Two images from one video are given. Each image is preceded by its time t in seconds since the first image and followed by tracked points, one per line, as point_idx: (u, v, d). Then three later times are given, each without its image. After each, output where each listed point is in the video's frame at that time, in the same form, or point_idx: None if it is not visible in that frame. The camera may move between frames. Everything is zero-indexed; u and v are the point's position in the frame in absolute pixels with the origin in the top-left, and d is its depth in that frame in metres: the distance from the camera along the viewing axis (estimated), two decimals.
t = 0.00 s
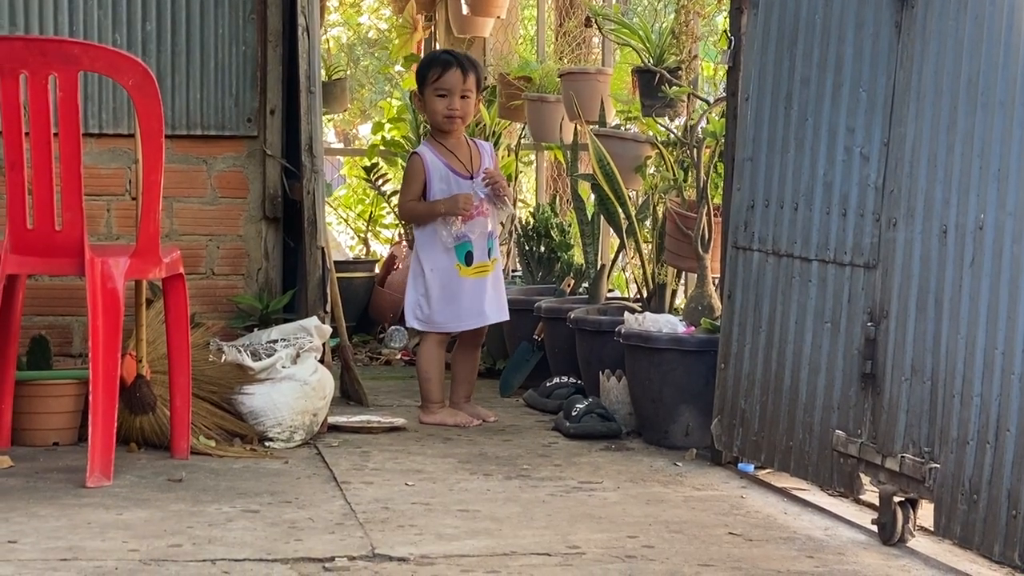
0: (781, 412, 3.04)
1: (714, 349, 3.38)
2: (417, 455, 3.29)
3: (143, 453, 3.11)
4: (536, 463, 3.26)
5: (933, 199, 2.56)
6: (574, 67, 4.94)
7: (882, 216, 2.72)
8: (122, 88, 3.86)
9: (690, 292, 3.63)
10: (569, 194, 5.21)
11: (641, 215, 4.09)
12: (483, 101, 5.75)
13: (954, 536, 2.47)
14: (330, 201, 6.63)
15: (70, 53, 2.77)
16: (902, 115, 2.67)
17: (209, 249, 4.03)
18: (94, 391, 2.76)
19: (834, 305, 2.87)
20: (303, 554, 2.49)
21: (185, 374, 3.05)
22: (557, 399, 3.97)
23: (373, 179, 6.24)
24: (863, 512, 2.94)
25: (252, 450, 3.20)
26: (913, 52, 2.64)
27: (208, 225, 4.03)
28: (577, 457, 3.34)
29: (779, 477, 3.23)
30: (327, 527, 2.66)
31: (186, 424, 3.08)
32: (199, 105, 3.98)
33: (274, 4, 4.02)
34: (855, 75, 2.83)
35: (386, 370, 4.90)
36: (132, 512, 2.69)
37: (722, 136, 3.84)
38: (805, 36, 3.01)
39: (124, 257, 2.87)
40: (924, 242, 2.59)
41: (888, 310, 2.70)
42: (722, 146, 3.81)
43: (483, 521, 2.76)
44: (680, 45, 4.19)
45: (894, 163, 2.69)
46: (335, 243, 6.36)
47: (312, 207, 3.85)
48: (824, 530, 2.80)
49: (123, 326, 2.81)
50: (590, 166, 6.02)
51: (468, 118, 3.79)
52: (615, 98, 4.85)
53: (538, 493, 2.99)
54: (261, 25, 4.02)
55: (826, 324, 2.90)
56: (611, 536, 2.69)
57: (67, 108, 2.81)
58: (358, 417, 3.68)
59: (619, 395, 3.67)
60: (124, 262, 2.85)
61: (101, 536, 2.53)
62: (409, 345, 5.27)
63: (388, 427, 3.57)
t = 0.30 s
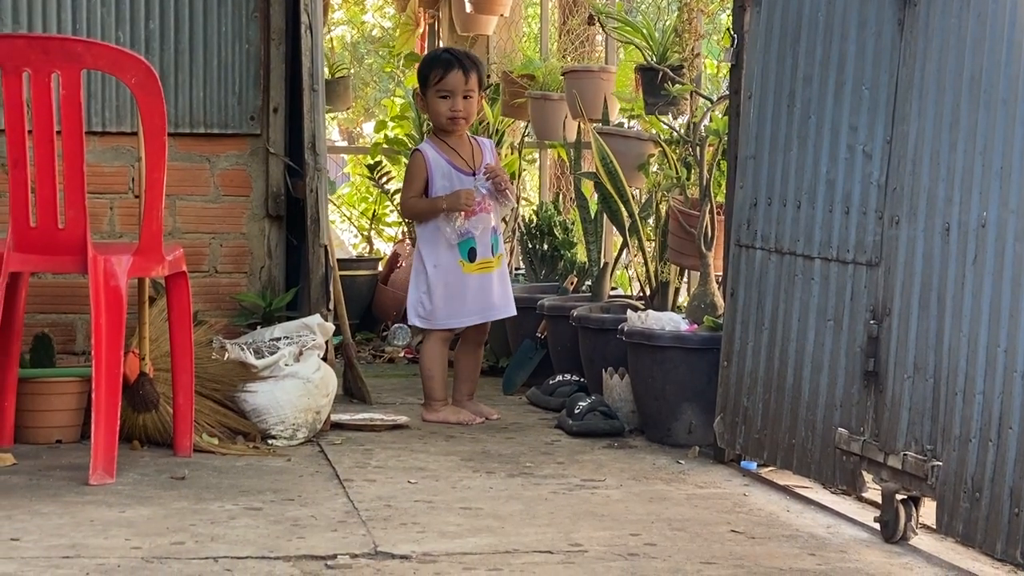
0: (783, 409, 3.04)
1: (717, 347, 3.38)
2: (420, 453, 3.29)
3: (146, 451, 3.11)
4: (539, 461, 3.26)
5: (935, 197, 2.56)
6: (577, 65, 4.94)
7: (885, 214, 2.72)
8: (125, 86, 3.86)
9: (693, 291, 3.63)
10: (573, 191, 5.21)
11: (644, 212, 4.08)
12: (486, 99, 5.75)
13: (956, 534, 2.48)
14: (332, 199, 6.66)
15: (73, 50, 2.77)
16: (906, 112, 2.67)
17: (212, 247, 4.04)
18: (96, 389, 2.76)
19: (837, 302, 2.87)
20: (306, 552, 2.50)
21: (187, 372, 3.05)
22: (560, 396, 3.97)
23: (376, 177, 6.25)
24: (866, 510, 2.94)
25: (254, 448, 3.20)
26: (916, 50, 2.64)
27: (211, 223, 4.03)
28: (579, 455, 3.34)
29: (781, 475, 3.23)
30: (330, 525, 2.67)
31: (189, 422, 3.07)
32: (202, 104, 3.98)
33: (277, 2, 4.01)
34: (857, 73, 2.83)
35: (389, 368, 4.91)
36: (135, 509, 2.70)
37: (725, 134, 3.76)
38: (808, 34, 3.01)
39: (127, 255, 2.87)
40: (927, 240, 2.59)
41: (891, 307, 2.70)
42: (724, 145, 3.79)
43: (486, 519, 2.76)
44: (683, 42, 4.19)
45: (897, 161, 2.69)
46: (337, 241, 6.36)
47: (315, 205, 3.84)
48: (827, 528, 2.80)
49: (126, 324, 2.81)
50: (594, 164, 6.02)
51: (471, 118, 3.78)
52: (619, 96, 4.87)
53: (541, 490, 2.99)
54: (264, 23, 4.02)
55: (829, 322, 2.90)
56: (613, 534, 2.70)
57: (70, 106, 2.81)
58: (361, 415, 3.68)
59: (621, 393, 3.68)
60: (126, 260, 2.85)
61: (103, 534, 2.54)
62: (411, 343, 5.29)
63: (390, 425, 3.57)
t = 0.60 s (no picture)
0: (787, 406, 3.04)
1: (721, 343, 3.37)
2: (424, 449, 3.30)
3: (150, 447, 3.11)
4: (543, 457, 3.26)
5: (940, 193, 2.56)
6: (581, 61, 4.94)
7: (889, 210, 2.72)
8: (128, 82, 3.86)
9: (696, 288, 3.64)
10: (575, 188, 5.23)
11: (647, 209, 4.03)
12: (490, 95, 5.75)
13: (960, 530, 2.48)
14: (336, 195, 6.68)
15: (77, 46, 2.77)
16: (910, 108, 2.66)
17: (216, 243, 4.03)
18: (100, 384, 2.77)
19: (841, 298, 2.87)
20: (310, 549, 2.51)
21: (191, 367, 3.05)
22: (564, 392, 3.97)
23: (380, 172, 6.25)
24: (869, 506, 2.93)
25: (258, 444, 3.20)
26: (920, 45, 2.64)
27: (214, 219, 4.03)
28: (583, 451, 3.34)
29: (785, 471, 3.23)
30: (333, 521, 2.68)
31: (192, 418, 3.07)
32: (206, 99, 3.99)
33: None
34: (861, 69, 2.82)
35: (392, 364, 4.91)
36: (139, 505, 2.71)
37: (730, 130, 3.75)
38: (812, 29, 3.01)
39: (130, 251, 2.87)
40: (931, 236, 2.59)
41: (895, 303, 2.70)
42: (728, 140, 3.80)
43: (490, 515, 2.77)
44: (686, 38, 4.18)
45: (901, 157, 2.69)
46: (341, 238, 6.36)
47: (317, 201, 3.85)
48: (830, 523, 2.80)
49: (130, 320, 2.82)
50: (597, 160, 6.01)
51: (476, 117, 3.78)
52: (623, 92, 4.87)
53: (544, 486, 2.99)
54: (267, 19, 4.02)
55: (832, 318, 2.90)
56: (617, 530, 2.70)
57: (74, 102, 2.81)
58: (365, 411, 3.68)
59: (625, 389, 3.67)
60: (130, 256, 2.86)
61: (107, 530, 2.55)
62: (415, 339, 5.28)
63: (394, 421, 3.57)
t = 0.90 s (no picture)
0: (786, 403, 3.04)
1: (720, 339, 3.37)
2: (422, 445, 3.30)
3: (149, 443, 3.11)
4: (541, 453, 3.26)
5: (939, 190, 2.56)
6: (580, 57, 4.94)
7: (888, 206, 2.72)
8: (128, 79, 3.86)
9: (695, 283, 3.64)
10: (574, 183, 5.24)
11: (645, 204, 4.07)
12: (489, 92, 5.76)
13: (959, 526, 2.48)
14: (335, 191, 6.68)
15: (76, 44, 2.78)
16: (908, 105, 2.67)
17: (215, 239, 4.04)
18: (99, 380, 2.77)
19: (839, 294, 2.87)
20: (309, 544, 2.52)
21: (190, 363, 3.05)
22: (563, 388, 3.97)
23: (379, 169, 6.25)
24: (868, 502, 2.93)
25: (256, 440, 3.20)
26: (919, 41, 2.64)
27: (213, 215, 4.03)
28: (582, 448, 3.35)
29: (784, 467, 3.23)
30: (332, 517, 2.68)
31: (191, 414, 3.07)
32: (205, 96, 3.99)
33: None
34: (860, 65, 2.82)
35: (391, 360, 4.91)
36: (138, 501, 2.71)
37: (728, 126, 3.76)
38: (810, 25, 3.01)
39: (130, 246, 2.87)
40: (930, 232, 2.59)
41: (893, 300, 2.70)
42: (727, 136, 3.80)
43: (488, 511, 2.77)
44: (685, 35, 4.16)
45: (900, 154, 2.69)
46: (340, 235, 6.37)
47: (317, 197, 3.84)
48: (829, 519, 2.81)
49: (129, 315, 2.82)
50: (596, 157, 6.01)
51: (490, 120, 3.78)
52: (621, 88, 4.88)
53: (542, 482, 2.99)
54: (266, 15, 4.02)
55: (831, 314, 2.90)
56: (616, 526, 2.71)
57: (73, 97, 2.81)
58: (364, 407, 3.68)
59: (624, 385, 3.67)
60: (129, 252, 2.86)
61: (106, 525, 2.55)
62: (413, 335, 5.34)
63: (393, 417, 3.57)
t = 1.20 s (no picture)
0: (779, 398, 3.04)
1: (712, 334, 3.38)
2: (416, 440, 3.30)
3: (142, 438, 3.10)
4: (535, 448, 3.26)
5: (932, 184, 2.56)
6: (574, 52, 4.93)
7: (882, 201, 2.72)
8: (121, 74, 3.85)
9: (690, 278, 3.62)
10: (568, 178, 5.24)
11: (640, 200, 4.03)
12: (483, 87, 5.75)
13: (952, 521, 2.49)
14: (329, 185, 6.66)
15: (68, 36, 2.77)
16: (902, 99, 2.66)
17: (208, 233, 4.03)
18: (93, 374, 2.77)
19: (833, 290, 2.87)
20: (302, 539, 2.52)
21: (183, 358, 3.04)
22: (556, 383, 3.97)
23: (372, 165, 6.24)
24: (861, 497, 2.93)
25: (250, 435, 3.19)
26: (914, 36, 2.63)
27: (206, 210, 4.03)
28: (575, 443, 3.34)
29: (777, 462, 3.23)
30: (325, 512, 2.68)
31: (185, 409, 3.06)
32: (198, 91, 3.98)
33: None
34: (855, 59, 2.82)
35: (384, 355, 4.91)
36: (131, 496, 2.71)
37: (721, 122, 3.80)
38: (804, 20, 3.01)
39: (123, 241, 2.87)
40: (923, 227, 2.59)
41: (887, 295, 2.70)
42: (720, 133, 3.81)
43: (482, 506, 2.77)
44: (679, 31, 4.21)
45: (893, 149, 2.69)
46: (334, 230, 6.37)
47: (310, 192, 3.83)
48: (822, 514, 2.81)
49: (123, 309, 2.82)
50: (589, 152, 6.01)
51: (478, 132, 3.71)
52: (615, 83, 4.87)
53: (536, 477, 2.99)
54: (260, 9, 4.02)
55: (825, 309, 2.90)
56: (609, 521, 2.71)
57: (66, 92, 2.81)
58: (357, 402, 3.68)
59: (618, 380, 3.67)
60: (122, 247, 2.85)
61: (99, 520, 2.55)
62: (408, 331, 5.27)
63: (385, 412, 3.58)
